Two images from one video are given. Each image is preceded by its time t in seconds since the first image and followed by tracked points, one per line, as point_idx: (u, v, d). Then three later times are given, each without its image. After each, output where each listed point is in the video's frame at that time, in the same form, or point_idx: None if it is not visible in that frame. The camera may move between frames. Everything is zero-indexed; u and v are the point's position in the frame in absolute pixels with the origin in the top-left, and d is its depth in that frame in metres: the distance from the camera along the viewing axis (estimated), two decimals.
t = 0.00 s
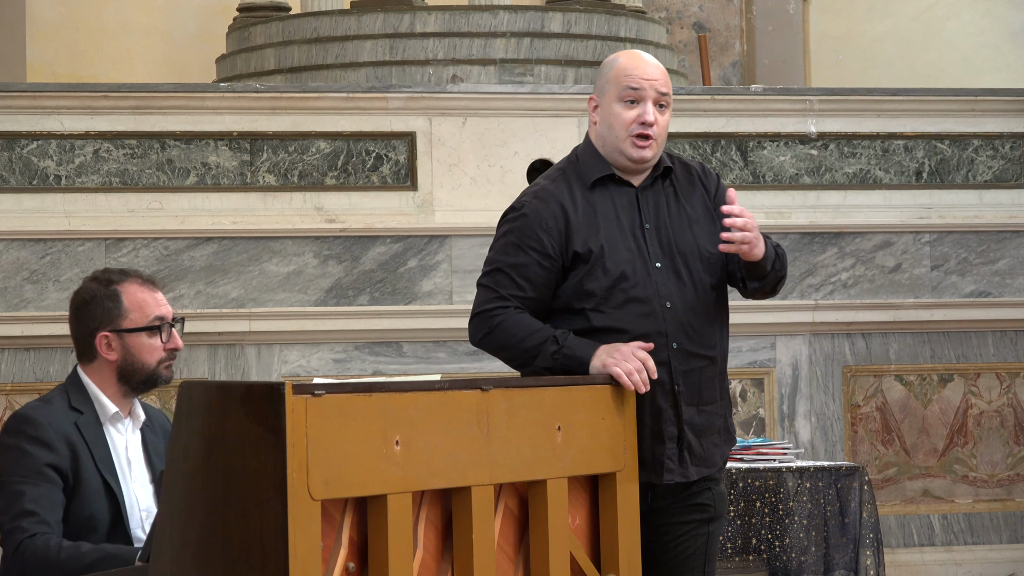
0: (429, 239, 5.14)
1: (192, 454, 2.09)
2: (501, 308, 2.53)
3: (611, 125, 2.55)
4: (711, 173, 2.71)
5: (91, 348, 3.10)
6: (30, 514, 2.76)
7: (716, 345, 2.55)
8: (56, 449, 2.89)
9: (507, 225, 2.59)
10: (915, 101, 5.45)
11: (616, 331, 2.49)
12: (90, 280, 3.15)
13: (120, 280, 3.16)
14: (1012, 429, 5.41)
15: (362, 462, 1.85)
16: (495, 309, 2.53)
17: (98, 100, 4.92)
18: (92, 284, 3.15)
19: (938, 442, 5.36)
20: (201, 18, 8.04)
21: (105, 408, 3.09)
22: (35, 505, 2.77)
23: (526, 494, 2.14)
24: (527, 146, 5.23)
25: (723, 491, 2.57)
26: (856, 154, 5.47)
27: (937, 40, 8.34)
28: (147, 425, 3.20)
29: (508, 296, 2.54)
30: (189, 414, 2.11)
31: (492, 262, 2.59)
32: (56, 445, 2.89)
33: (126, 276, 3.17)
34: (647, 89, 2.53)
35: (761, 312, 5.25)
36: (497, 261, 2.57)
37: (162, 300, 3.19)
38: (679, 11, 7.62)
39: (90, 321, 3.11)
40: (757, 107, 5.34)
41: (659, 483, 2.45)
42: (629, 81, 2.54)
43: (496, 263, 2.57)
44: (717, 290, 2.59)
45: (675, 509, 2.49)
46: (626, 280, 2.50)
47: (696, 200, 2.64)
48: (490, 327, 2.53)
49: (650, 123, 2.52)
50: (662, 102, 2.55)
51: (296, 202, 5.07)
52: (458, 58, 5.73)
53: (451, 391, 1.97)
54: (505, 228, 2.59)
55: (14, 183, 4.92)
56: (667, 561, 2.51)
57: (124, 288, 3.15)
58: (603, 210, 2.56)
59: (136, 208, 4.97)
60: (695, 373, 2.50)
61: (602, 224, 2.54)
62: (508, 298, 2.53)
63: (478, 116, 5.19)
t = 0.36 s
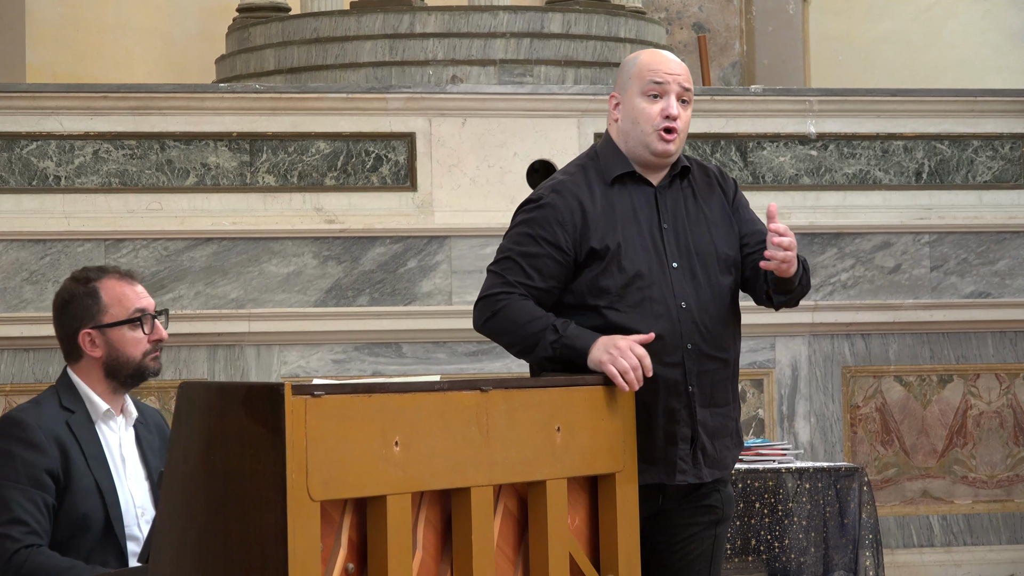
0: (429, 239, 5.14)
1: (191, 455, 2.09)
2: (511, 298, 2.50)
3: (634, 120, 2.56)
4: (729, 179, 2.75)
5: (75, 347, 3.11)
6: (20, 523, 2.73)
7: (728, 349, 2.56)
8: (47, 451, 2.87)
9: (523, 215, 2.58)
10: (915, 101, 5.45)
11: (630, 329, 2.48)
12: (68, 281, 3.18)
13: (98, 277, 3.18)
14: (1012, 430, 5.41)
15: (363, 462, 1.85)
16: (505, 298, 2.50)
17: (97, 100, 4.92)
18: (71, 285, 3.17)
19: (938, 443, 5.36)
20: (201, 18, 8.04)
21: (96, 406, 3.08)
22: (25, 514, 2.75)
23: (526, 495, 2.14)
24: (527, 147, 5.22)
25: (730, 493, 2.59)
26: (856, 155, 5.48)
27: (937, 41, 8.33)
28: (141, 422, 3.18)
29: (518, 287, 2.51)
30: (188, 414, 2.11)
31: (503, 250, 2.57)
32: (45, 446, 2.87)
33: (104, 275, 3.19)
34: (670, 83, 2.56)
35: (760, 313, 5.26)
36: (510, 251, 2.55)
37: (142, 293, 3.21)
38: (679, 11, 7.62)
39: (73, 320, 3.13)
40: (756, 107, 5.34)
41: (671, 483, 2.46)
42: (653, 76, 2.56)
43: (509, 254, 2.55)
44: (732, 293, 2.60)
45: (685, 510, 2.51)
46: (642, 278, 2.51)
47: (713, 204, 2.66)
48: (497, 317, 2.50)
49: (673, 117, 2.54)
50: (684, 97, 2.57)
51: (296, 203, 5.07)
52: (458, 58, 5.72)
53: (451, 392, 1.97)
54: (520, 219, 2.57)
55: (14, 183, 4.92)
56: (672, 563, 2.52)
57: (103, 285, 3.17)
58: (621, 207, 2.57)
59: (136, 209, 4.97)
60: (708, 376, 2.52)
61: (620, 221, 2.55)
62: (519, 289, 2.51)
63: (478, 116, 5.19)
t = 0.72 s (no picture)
0: (429, 239, 5.14)
1: (192, 454, 2.09)
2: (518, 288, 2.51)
3: (651, 115, 2.59)
4: (745, 184, 2.77)
5: (68, 347, 3.10)
6: (25, 522, 2.74)
7: (736, 350, 2.58)
8: (46, 451, 2.87)
9: (538, 207, 2.60)
10: (915, 101, 5.45)
11: (639, 324, 2.49)
12: (59, 281, 3.17)
13: (86, 275, 3.17)
14: (1012, 430, 5.41)
15: (362, 463, 1.85)
16: (512, 288, 2.51)
17: (98, 100, 4.92)
18: (61, 285, 3.17)
19: (938, 443, 5.36)
20: (201, 18, 8.04)
21: (94, 404, 3.08)
22: (30, 513, 2.76)
23: (526, 495, 2.14)
24: (527, 147, 5.22)
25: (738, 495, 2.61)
26: (856, 155, 5.48)
27: (937, 41, 8.33)
28: (139, 421, 3.17)
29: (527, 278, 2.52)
30: (188, 414, 2.11)
31: (515, 241, 2.59)
32: (46, 445, 2.87)
33: (95, 273, 3.18)
34: (688, 79, 2.59)
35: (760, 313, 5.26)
36: (522, 242, 2.56)
37: (132, 288, 3.20)
38: (679, 11, 7.62)
39: (64, 321, 3.13)
40: (757, 107, 5.34)
41: (677, 481, 2.49)
42: (670, 71, 2.60)
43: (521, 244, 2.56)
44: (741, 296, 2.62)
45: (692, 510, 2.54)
46: (654, 274, 2.53)
47: (728, 206, 2.69)
48: (500, 306, 2.50)
49: (690, 111, 2.57)
50: (701, 93, 2.61)
51: (296, 203, 5.07)
52: (458, 59, 5.72)
53: (451, 392, 1.97)
54: (535, 211, 2.60)
55: (14, 184, 4.92)
56: (678, 562, 2.54)
57: (93, 284, 3.16)
58: (636, 203, 2.59)
59: (136, 209, 4.97)
60: (715, 376, 2.54)
61: (634, 217, 2.57)
62: (528, 280, 2.52)
63: (478, 116, 5.19)
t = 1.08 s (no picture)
0: (430, 240, 5.14)
1: (192, 455, 2.09)
2: (527, 282, 2.50)
3: (667, 113, 2.62)
4: (758, 192, 2.79)
5: (68, 347, 3.10)
6: (26, 523, 2.74)
7: (745, 353, 2.59)
8: (46, 451, 2.87)
9: (551, 200, 2.59)
10: (915, 102, 5.46)
11: (650, 323, 2.49)
12: (64, 279, 3.17)
13: (90, 276, 3.16)
14: (1012, 430, 5.41)
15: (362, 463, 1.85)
16: (521, 281, 2.50)
17: (98, 101, 4.92)
18: (66, 283, 3.16)
19: (938, 443, 5.36)
20: (201, 19, 8.04)
21: (94, 404, 3.08)
22: (30, 514, 2.76)
23: (526, 495, 2.14)
24: (527, 147, 5.22)
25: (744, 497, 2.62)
26: (856, 155, 5.48)
27: (937, 41, 8.33)
28: (139, 421, 3.17)
29: (537, 272, 2.52)
30: (188, 415, 2.11)
31: (526, 234, 2.58)
32: (46, 446, 2.87)
33: (100, 273, 3.18)
34: (703, 78, 2.63)
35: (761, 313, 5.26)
36: (534, 236, 2.56)
37: (136, 292, 3.19)
38: (679, 12, 7.61)
39: (66, 320, 3.12)
40: (757, 108, 5.34)
41: (686, 481, 2.49)
42: (686, 70, 2.63)
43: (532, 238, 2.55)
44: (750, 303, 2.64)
45: (699, 511, 2.54)
46: (667, 274, 2.53)
47: (740, 211, 2.70)
48: (507, 300, 2.49)
49: (707, 109, 2.59)
50: (716, 92, 2.64)
51: (297, 203, 5.07)
52: (458, 59, 5.72)
53: (451, 392, 1.97)
54: (547, 205, 2.59)
55: (14, 184, 4.92)
56: (683, 563, 2.55)
57: (97, 284, 3.15)
58: (651, 202, 2.59)
59: (136, 209, 4.97)
60: (725, 378, 2.54)
61: (649, 216, 2.57)
62: (538, 274, 2.51)
63: (478, 117, 5.19)
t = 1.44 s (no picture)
0: (429, 240, 5.14)
1: (191, 454, 2.09)
2: (534, 277, 2.52)
3: (682, 112, 2.61)
4: (770, 194, 2.79)
5: (68, 345, 3.07)
6: (24, 522, 2.75)
7: (753, 355, 2.59)
8: (41, 452, 2.87)
9: (563, 195, 2.60)
10: (914, 102, 5.46)
11: (660, 322, 2.49)
12: (77, 275, 3.12)
13: (105, 278, 3.12)
14: (1012, 430, 5.41)
15: (362, 463, 1.85)
16: (528, 276, 2.52)
17: (97, 101, 4.92)
18: (79, 279, 3.12)
19: (938, 443, 5.36)
20: (201, 19, 8.04)
21: (89, 406, 3.05)
22: (29, 513, 2.77)
23: (526, 495, 2.14)
24: (526, 148, 5.22)
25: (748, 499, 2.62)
26: (856, 155, 5.48)
27: (937, 41, 8.34)
28: (136, 422, 3.16)
29: (545, 268, 2.53)
30: (188, 414, 2.11)
31: (536, 228, 2.60)
32: (42, 447, 2.88)
33: (114, 276, 3.13)
34: (717, 78, 2.63)
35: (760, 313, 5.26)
36: (543, 231, 2.57)
37: (146, 304, 3.14)
38: (679, 12, 7.61)
39: (70, 317, 3.08)
40: (756, 108, 5.34)
41: (694, 482, 2.48)
42: (700, 70, 2.64)
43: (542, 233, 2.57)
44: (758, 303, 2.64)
45: (705, 513, 2.54)
46: (678, 274, 2.53)
47: (752, 212, 2.71)
48: (513, 294, 2.51)
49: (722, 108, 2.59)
50: (730, 92, 2.64)
51: (296, 203, 5.07)
52: (458, 59, 5.72)
53: (451, 392, 1.97)
54: (558, 200, 2.60)
55: (14, 184, 4.92)
56: (688, 563, 2.56)
57: (108, 287, 3.10)
58: (663, 201, 2.59)
59: (136, 209, 4.97)
60: (734, 380, 2.54)
61: (661, 215, 2.57)
62: (545, 270, 2.53)
63: (478, 117, 5.19)
